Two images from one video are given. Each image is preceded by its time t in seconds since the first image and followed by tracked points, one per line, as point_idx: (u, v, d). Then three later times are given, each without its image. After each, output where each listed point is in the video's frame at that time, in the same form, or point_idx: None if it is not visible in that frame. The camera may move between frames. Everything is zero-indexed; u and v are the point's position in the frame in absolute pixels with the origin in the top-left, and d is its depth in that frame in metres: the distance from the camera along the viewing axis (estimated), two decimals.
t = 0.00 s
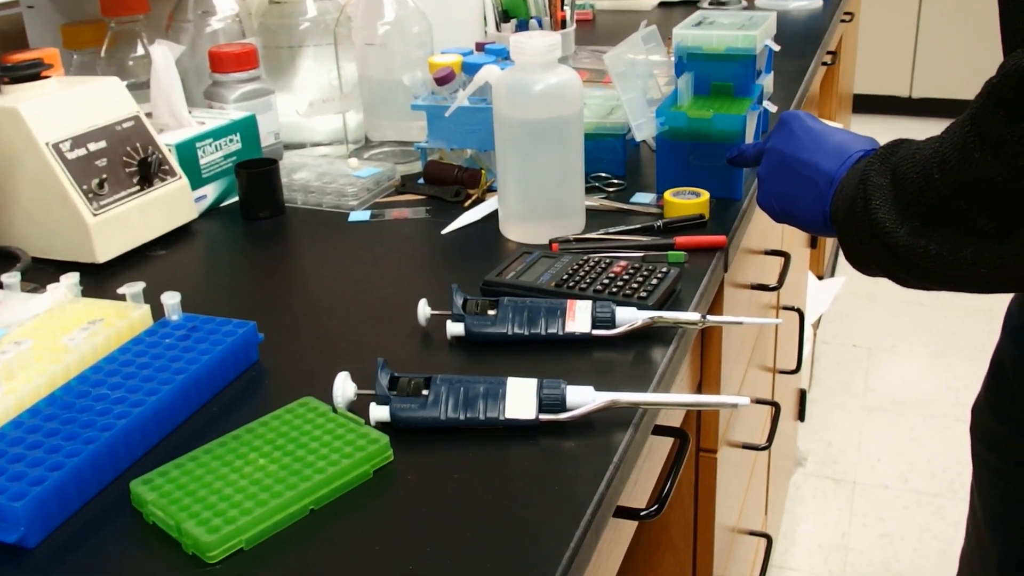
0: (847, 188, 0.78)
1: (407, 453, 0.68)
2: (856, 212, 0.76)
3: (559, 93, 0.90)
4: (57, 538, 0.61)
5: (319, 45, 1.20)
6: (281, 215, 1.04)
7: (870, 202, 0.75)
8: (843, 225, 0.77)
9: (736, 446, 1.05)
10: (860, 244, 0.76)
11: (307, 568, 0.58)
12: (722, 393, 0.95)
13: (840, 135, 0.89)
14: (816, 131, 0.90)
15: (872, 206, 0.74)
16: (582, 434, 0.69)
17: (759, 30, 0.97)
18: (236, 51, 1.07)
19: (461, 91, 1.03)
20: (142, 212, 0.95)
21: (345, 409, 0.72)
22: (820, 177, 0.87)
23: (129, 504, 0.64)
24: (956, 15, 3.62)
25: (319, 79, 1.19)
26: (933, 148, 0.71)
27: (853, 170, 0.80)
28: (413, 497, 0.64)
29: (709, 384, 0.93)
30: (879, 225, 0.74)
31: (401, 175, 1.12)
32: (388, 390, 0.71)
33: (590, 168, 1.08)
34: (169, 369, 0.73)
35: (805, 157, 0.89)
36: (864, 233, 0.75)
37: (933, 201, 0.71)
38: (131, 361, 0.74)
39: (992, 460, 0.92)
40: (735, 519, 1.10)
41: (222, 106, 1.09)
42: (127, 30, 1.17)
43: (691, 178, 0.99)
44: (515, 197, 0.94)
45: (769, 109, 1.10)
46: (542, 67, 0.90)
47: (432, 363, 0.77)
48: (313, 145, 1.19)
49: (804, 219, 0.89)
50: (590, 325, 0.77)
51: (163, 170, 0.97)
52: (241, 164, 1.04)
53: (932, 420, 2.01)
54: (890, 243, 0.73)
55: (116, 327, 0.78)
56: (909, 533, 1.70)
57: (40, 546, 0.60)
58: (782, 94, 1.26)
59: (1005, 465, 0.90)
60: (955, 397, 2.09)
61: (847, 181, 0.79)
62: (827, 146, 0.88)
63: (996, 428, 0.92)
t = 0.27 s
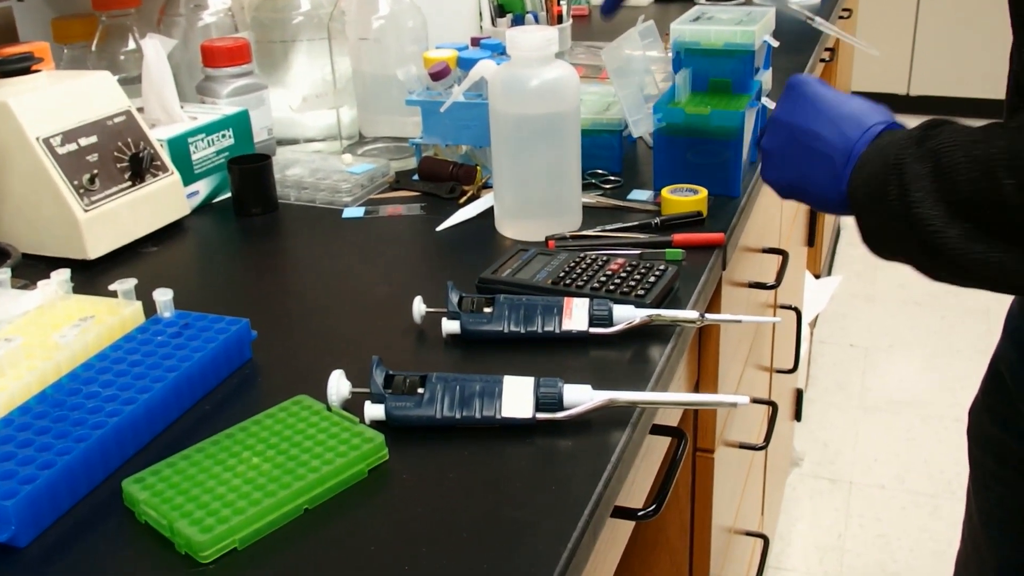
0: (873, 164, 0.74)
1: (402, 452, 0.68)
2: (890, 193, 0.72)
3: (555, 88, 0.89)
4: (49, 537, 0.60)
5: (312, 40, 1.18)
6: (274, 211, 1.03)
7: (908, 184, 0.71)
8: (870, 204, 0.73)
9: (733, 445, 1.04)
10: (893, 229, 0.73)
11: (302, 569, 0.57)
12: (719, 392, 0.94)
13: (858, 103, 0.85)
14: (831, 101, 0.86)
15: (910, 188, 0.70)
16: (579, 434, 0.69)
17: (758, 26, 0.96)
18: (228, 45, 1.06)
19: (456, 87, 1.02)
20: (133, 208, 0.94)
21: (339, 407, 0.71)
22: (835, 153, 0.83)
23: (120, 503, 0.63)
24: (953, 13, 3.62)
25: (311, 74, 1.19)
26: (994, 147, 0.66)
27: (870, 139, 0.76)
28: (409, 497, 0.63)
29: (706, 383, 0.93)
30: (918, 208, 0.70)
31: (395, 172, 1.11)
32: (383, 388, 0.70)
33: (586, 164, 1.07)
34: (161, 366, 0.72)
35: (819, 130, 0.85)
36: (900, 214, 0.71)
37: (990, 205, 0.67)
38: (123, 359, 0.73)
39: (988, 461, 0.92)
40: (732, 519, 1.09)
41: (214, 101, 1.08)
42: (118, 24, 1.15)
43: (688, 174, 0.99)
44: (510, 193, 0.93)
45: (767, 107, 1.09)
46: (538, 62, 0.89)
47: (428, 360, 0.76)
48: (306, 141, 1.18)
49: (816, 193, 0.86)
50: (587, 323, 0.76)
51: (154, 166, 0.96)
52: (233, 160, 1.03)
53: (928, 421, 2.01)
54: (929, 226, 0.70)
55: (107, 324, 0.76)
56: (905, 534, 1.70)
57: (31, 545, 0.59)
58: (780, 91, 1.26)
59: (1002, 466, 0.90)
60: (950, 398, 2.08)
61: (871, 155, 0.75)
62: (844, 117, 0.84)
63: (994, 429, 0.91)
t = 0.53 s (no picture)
0: (959, 139, 0.66)
1: (402, 450, 0.67)
2: (971, 181, 0.65)
3: (555, 83, 0.88)
4: (46, 536, 0.59)
5: (310, 34, 1.18)
6: (271, 207, 1.02)
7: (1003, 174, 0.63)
8: (946, 186, 0.66)
9: (734, 445, 1.04)
10: (967, 217, 0.66)
11: (300, 570, 0.56)
12: (720, 391, 0.93)
13: (892, 60, 0.77)
14: (859, 61, 0.78)
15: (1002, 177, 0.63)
16: (581, 433, 0.68)
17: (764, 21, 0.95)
18: (225, 39, 1.05)
19: (455, 82, 1.01)
20: (129, 204, 0.93)
21: (339, 406, 0.70)
22: (875, 117, 0.74)
23: (118, 502, 0.62)
24: (954, 10, 3.62)
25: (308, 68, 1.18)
26: None
27: (950, 108, 0.68)
28: (410, 496, 0.62)
29: (708, 381, 0.92)
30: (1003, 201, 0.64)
31: (394, 168, 1.11)
32: (383, 387, 0.70)
33: (586, 161, 1.06)
34: (158, 364, 0.71)
35: (851, 95, 0.76)
36: (981, 204, 0.64)
37: None
38: (120, 357, 0.72)
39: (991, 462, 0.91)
40: (732, 519, 1.09)
41: (211, 96, 1.07)
42: (113, 18, 1.14)
43: (701, 170, 1.00)
44: (511, 189, 0.92)
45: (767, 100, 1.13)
46: (538, 57, 0.88)
47: (428, 358, 0.76)
48: (304, 137, 1.17)
49: (852, 169, 0.76)
50: (589, 321, 0.75)
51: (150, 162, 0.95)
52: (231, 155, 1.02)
53: (928, 420, 2.01)
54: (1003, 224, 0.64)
55: (104, 321, 0.76)
56: (906, 534, 1.70)
57: (28, 545, 0.58)
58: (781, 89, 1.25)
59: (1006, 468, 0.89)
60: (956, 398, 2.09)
61: (957, 129, 0.66)
62: (877, 76, 0.76)
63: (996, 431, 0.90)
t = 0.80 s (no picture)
0: (998, 224, 0.58)
1: (407, 450, 0.66)
2: (1001, 273, 0.57)
3: (558, 81, 0.87)
4: (47, 537, 0.58)
5: (310, 30, 1.17)
6: (271, 206, 1.01)
7: None
8: (971, 274, 0.58)
9: (738, 446, 1.03)
10: (992, 313, 0.58)
11: (304, 571, 0.56)
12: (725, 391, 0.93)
13: (883, 111, 0.68)
14: (859, 121, 0.67)
15: None
16: (586, 433, 0.67)
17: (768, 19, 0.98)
18: (224, 36, 1.04)
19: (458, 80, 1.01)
20: (128, 202, 0.92)
21: (342, 405, 0.69)
22: (891, 189, 0.64)
23: (118, 502, 0.61)
24: (956, 8, 3.62)
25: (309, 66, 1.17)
26: None
27: (994, 180, 0.60)
28: (414, 496, 0.62)
29: (712, 382, 0.91)
30: None
31: (395, 166, 1.10)
32: (386, 386, 0.69)
33: (589, 159, 1.06)
34: (159, 363, 0.70)
35: (861, 162, 0.65)
36: (1009, 304, 0.57)
37: None
38: (120, 356, 0.71)
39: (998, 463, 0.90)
40: (736, 521, 1.08)
41: (211, 93, 1.06)
42: (111, 14, 1.13)
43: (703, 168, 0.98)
44: (514, 189, 0.91)
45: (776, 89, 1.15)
46: (541, 54, 0.87)
47: (432, 357, 0.75)
48: (304, 134, 1.16)
49: (863, 256, 0.65)
50: (594, 320, 0.75)
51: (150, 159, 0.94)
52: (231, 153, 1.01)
53: (933, 421, 2.00)
54: None
55: (103, 320, 0.75)
56: (911, 536, 1.69)
57: (29, 545, 0.57)
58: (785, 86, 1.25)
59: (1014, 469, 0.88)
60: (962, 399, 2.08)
61: (999, 208, 0.58)
62: (880, 135, 0.66)
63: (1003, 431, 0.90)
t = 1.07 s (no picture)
0: (997, 240, 0.50)
1: (415, 451, 0.65)
2: (989, 301, 0.51)
3: (564, 81, 0.87)
4: (55, 536, 0.58)
5: (313, 30, 1.17)
6: (275, 207, 1.00)
7: None
8: (954, 293, 0.52)
9: (745, 449, 1.03)
10: (974, 344, 0.53)
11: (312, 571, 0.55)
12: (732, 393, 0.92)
13: (877, 82, 0.58)
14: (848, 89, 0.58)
15: None
16: (595, 433, 0.67)
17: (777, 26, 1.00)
18: (228, 35, 1.03)
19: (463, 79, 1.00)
20: (132, 202, 0.91)
21: (348, 405, 0.69)
22: (871, 178, 0.56)
23: (125, 501, 0.61)
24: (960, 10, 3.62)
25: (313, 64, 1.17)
26: None
27: (993, 183, 0.52)
28: (422, 497, 0.61)
29: (720, 383, 0.91)
30: (1019, 340, 0.51)
31: (399, 166, 1.09)
32: (393, 386, 0.68)
33: (597, 159, 1.05)
34: (165, 363, 0.69)
35: (839, 142, 0.57)
36: (994, 334, 0.51)
37: None
38: (126, 356, 0.71)
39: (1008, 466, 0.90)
40: (743, 524, 1.08)
41: (214, 93, 1.05)
42: (114, 13, 1.13)
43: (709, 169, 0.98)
44: (520, 190, 0.91)
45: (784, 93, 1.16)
46: (547, 53, 0.87)
47: (440, 358, 0.74)
48: (309, 134, 1.16)
49: (821, 252, 0.58)
50: (602, 321, 0.74)
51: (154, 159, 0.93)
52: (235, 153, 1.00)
53: (940, 426, 2.00)
54: (1010, 366, 0.52)
55: (109, 320, 0.74)
56: (917, 540, 1.69)
57: (37, 544, 0.57)
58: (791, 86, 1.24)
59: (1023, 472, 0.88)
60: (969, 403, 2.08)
61: (997, 220, 0.51)
62: (870, 110, 0.57)
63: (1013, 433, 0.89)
